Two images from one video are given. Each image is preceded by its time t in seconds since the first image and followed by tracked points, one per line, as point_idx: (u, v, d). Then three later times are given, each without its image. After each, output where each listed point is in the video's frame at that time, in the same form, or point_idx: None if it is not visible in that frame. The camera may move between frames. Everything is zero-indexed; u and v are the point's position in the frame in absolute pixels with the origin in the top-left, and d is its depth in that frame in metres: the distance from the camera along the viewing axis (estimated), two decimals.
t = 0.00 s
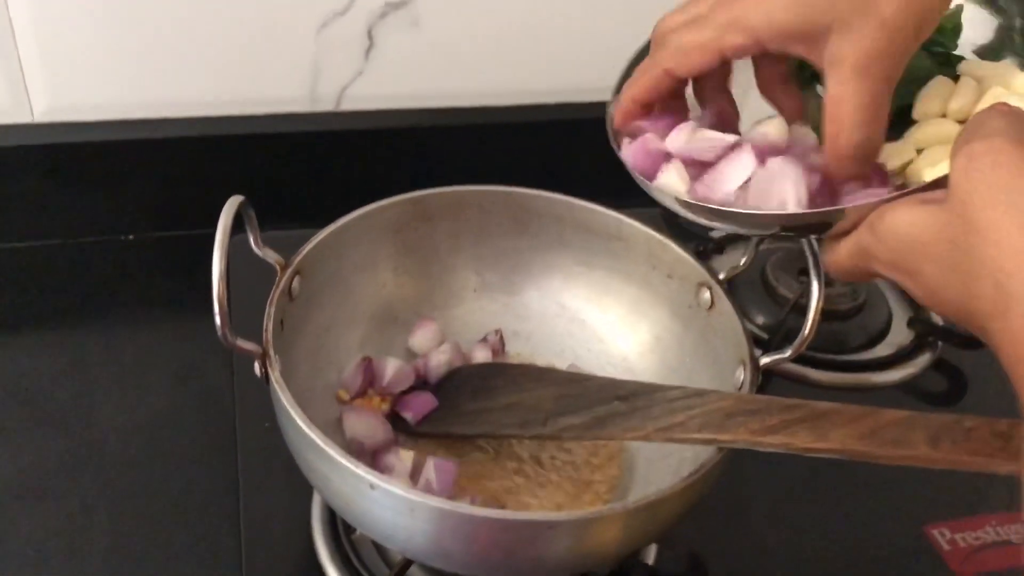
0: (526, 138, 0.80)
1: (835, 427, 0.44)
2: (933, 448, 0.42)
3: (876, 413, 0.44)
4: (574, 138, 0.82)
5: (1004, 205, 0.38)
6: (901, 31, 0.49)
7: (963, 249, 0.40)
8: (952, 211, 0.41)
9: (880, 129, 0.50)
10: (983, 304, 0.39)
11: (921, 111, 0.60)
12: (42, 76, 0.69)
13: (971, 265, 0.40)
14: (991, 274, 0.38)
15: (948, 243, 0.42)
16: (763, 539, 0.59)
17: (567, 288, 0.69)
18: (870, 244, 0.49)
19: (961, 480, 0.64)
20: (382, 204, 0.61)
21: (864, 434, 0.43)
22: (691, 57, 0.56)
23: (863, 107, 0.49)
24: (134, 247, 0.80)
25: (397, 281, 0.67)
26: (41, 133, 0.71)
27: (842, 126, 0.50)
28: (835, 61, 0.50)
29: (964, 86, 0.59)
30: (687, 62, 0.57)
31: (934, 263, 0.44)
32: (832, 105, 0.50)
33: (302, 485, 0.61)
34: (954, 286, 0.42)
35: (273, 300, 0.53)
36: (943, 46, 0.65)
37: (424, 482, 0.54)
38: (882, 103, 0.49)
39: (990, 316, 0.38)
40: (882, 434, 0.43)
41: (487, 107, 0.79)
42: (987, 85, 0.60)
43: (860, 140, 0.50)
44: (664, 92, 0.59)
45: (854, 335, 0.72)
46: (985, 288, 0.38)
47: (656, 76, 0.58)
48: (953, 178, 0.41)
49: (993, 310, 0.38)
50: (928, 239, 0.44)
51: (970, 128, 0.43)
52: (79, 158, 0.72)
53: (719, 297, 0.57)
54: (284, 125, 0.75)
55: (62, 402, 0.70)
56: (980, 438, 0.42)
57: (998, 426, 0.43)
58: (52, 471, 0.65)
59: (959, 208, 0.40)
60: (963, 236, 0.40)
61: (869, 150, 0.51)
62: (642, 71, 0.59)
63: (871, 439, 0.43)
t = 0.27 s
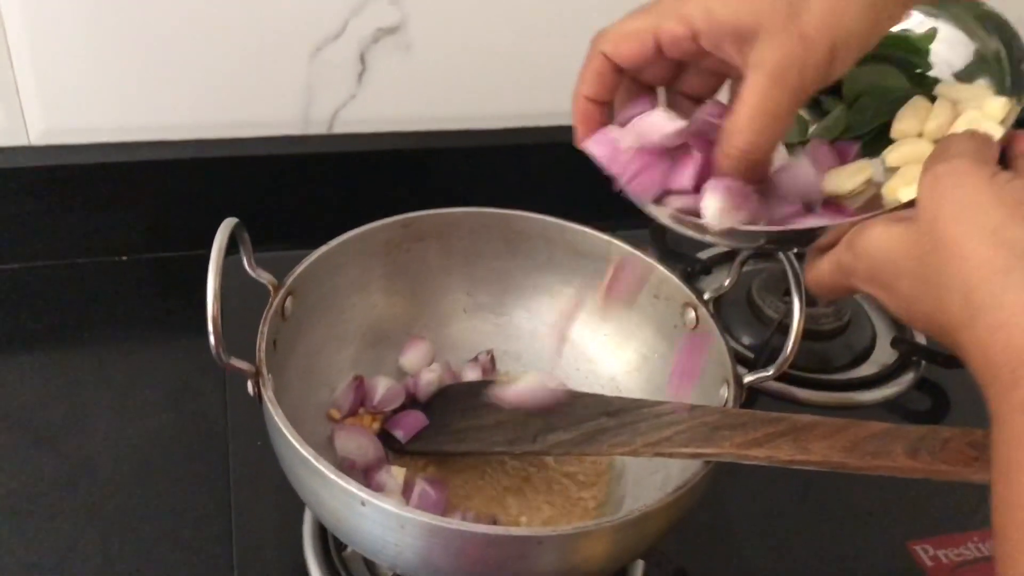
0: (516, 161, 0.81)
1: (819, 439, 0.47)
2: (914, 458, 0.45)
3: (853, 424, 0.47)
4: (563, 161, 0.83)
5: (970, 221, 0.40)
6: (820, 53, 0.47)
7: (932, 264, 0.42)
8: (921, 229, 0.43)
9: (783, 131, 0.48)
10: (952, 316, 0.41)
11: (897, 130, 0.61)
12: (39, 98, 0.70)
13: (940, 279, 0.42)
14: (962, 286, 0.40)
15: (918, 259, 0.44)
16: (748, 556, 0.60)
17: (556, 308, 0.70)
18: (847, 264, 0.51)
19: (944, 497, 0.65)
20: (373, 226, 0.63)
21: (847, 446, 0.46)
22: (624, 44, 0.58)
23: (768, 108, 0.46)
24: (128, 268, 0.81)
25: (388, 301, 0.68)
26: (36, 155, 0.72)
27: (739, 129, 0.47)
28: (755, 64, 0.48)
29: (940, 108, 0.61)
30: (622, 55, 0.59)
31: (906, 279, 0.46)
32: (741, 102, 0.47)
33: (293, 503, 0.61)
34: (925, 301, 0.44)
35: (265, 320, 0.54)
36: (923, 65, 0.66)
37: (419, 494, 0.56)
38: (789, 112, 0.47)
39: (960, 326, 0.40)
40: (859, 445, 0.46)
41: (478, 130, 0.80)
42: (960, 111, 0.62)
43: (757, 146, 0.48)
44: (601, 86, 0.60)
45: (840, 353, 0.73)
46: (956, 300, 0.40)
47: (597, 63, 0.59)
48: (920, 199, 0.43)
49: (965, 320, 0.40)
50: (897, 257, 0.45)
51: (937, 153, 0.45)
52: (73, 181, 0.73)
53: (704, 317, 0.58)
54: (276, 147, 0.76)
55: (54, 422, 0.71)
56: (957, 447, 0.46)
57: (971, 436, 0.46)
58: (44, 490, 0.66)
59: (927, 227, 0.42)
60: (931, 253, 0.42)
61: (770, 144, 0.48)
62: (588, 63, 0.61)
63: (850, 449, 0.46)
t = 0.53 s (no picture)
0: (512, 175, 0.82)
1: (810, 448, 0.47)
2: (905, 465, 0.46)
3: (845, 433, 0.48)
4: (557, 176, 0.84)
5: (951, 249, 0.40)
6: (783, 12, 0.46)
7: (917, 289, 0.43)
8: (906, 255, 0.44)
9: (731, 97, 0.46)
10: (940, 343, 0.41)
11: (892, 151, 0.67)
12: (37, 112, 0.70)
13: (924, 303, 0.42)
14: (948, 316, 0.40)
15: (904, 285, 0.44)
16: (742, 567, 0.60)
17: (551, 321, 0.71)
18: (836, 288, 0.52)
19: (936, 508, 0.65)
20: (369, 240, 0.63)
21: (839, 455, 0.47)
22: None
23: (724, 59, 0.44)
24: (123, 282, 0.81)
25: (383, 314, 0.69)
26: (32, 169, 0.72)
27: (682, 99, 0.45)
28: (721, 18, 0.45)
29: (933, 130, 0.67)
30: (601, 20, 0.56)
31: (892, 303, 0.46)
32: (698, 57, 0.45)
33: (289, 515, 0.62)
34: (911, 325, 0.45)
35: (262, 332, 0.54)
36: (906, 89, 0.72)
37: (418, 504, 0.56)
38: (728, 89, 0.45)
39: (947, 353, 0.40)
40: (851, 454, 0.47)
41: (473, 144, 0.81)
42: (954, 131, 0.67)
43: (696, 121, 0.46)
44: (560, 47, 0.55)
45: (832, 366, 0.73)
46: (938, 325, 0.41)
47: (563, 22, 0.55)
48: (907, 223, 0.44)
49: (947, 345, 0.40)
50: (886, 281, 0.46)
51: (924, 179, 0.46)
52: (70, 194, 0.73)
53: (697, 328, 0.59)
54: (272, 161, 0.77)
55: (49, 435, 0.71)
56: (948, 454, 0.46)
57: (961, 443, 0.47)
58: (39, 504, 0.66)
59: (912, 253, 0.43)
60: (917, 279, 0.42)
61: (700, 126, 0.46)
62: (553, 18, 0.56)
63: (842, 458, 0.46)
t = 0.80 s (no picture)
0: (510, 183, 0.82)
1: (809, 456, 0.47)
2: (903, 472, 0.46)
3: (843, 441, 0.48)
4: (555, 183, 0.83)
5: (951, 263, 0.40)
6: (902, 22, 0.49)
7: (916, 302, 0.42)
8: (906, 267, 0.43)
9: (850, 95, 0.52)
10: (937, 356, 0.41)
11: (879, 168, 0.67)
12: (34, 118, 0.70)
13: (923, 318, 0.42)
14: (946, 329, 0.40)
15: (903, 296, 0.44)
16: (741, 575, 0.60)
17: (548, 328, 0.71)
18: (827, 298, 0.51)
19: (934, 516, 0.65)
20: (367, 247, 0.63)
21: (837, 463, 0.47)
22: (732, 39, 0.59)
23: (863, 43, 0.49)
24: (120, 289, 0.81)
25: (381, 321, 0.69)
26: (30, 176, 0.72)
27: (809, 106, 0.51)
28: (831, 32, 0.50)
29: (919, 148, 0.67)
30: (721, 50, 0.60)
31: (888, 314, 0.46)
32: (814, 68, 0.50)
33: (286, 523, 0.61)
34: (909, 338, 0.44)
35: (260, 339, 0.54)
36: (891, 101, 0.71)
37: (420, 513, 0.56)
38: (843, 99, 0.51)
39: (944, 366, 0.40)
40: (851, 461, 0.46)
41: (471, 151, 0.81)
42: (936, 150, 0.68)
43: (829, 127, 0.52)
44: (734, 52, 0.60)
45: (830, 374, 0.73)
46: (937, 342, 0.40)
47: (733, 22, 0.59)
48: (907, 236, 0.43)
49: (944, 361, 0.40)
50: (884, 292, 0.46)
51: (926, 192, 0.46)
52: (67, 201, 0.73)
53: (695, 336, 0.59)
54: (270, 168, 0.76)
55: (45, 442, 0.70)
56: (946, 461, 0.46)
57: (959, 450, 0.47)
58: (35, 512, 0.66)
59: (911, 266, 0.43)
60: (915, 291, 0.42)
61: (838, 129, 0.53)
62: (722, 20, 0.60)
63: (841, 465, 0.46)
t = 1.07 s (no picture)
0: (509, 185, 0.82)
1: (810, 460, 0.47)
2: (905, 477, 0.46)
3: (844, 445, 0.47)
4: (554, 185, 0.83)
5: (983, 262, 0.40)
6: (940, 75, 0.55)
7: (939, 302, 0.42)
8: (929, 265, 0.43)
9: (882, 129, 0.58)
10: (957, 357, 0.40)
11: (895, 172, 0.67)
12: (32, 120, 0.70)
13: (943, 319, 0.42)
14: (971, 326, 0.39)
15: (922, 295, 0.44)
16: None
17: (548, 331, 0.70)
18: (845, 294, 0.51)
19: (934, 519, 0.65)
20: (367, 249, 0.63)
21: (838, 467, 0.46)
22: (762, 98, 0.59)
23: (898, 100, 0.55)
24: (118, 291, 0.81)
25: (381, 324, 0.68)
26: (28, 178, 0.72)
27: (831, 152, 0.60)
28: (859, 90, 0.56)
29: (935, 154, 0.66)
30: (752, 106, 0.59)
31: (907, 313, 0.45)
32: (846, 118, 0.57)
33: (285, 527, 0.61)
34: (923, 338, 0.44)
35: (259, 342, 0.54)
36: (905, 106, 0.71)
37: (421, 517, 0.56)
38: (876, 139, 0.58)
39: (965, 366, 0.40)
40: (852, 465, 0.46)
41: (470, 154, 0.81)
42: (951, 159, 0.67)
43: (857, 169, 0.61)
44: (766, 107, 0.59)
45: (831, 377, 0.73)
46: (957, 345, 0.40)
47: (766, 83, 0.58)
48: (934, 236, 0.43)
49: (965, 365, 0.40)
50: (900, 289, 0.45)
51: (952, 194, 0.46)
52: (66, 204, 0.73)
53: (696, 339, 0.59)
54: (269, 170, 0.76)
55: (43, 445, 0.70)
56: (947, 466, 0.46)
57: (960, 454, 0.47)
58: (32, 516, 0.65)
59: (938, 264, 0.42)
60: (939, 291, 0.42)
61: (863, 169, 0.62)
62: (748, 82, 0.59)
63: (843, 469, 0.46)
